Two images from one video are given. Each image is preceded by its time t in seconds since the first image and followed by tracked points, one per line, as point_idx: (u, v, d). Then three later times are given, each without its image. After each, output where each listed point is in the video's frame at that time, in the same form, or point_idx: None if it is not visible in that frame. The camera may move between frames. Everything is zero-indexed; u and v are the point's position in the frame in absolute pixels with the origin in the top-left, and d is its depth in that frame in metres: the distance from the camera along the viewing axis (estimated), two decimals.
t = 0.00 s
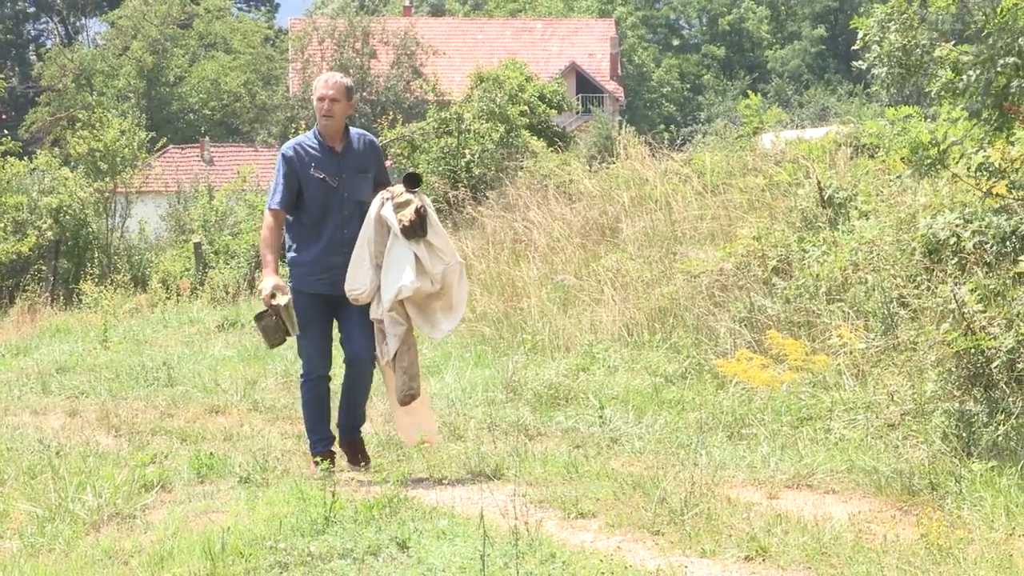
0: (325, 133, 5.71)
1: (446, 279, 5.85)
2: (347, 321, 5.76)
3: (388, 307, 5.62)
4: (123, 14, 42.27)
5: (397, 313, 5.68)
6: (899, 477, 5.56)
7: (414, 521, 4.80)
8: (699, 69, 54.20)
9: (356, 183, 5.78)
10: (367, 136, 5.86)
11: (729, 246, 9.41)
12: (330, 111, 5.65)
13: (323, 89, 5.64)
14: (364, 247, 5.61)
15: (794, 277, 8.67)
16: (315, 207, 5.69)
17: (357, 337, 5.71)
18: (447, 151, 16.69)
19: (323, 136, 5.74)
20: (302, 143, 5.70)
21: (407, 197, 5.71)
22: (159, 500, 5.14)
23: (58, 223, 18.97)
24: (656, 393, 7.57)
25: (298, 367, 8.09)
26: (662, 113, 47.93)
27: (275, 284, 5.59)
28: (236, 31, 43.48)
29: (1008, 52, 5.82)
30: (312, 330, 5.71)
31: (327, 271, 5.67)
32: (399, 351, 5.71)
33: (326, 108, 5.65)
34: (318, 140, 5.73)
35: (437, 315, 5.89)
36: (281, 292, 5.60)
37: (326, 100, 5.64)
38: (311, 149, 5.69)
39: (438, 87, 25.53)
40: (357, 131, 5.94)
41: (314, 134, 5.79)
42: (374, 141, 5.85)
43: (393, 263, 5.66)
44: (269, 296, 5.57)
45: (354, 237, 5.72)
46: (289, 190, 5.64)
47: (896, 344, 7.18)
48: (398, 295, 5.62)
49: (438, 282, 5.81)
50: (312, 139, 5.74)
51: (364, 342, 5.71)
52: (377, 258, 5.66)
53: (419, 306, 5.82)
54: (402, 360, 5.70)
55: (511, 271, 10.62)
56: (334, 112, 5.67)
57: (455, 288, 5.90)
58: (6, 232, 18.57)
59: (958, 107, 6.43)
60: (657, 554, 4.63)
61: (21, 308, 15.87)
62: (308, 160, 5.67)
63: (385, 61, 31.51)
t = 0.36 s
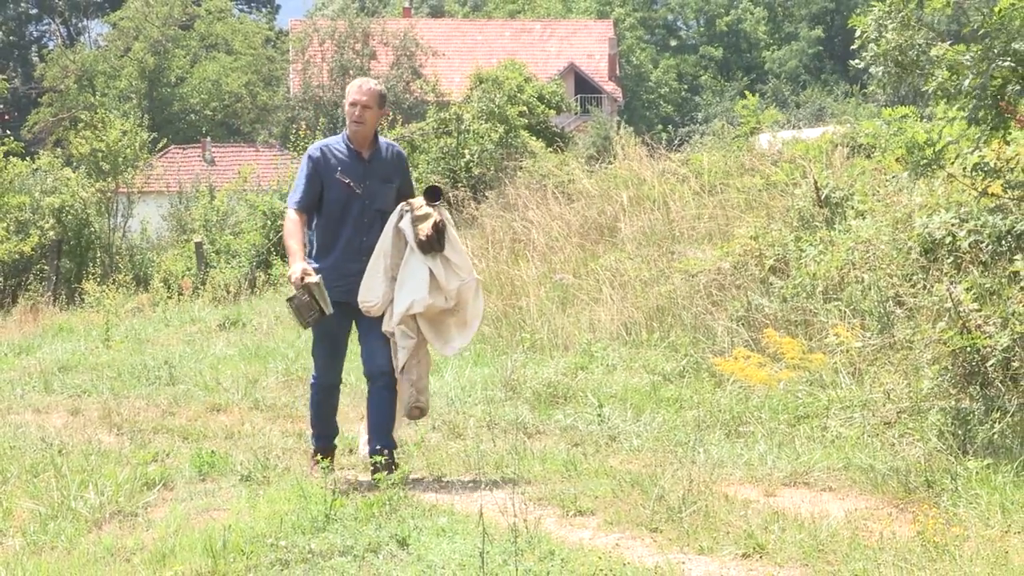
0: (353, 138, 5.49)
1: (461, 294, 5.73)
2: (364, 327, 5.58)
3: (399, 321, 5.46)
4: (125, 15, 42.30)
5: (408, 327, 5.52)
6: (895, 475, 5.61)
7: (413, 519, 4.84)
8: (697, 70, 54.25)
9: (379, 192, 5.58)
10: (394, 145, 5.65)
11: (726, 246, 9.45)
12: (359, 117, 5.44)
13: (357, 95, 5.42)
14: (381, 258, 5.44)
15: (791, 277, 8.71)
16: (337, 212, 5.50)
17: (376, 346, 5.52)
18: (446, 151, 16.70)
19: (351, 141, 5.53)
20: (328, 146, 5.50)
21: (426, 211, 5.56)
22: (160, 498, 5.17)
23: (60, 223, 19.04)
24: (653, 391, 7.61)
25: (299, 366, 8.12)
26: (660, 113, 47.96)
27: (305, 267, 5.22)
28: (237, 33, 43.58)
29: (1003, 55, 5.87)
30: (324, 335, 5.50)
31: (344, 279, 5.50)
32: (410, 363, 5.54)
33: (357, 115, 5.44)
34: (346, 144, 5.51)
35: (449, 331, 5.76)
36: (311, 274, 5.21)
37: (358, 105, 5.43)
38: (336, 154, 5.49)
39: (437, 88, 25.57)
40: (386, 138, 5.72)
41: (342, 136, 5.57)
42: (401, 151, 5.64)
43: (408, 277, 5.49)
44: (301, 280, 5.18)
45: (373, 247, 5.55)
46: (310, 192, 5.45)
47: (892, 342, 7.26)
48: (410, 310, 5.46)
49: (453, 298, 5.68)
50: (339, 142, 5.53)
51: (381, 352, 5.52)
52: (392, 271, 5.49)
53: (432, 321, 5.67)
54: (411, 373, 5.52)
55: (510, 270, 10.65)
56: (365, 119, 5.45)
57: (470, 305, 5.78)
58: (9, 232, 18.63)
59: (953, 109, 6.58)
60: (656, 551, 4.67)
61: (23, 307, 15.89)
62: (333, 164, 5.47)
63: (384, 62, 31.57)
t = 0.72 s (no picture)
0: (382, 131, 5.44)
1: (488, 292, 5.53)
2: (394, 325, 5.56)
3: (425, 319, 5.32)
4: (120, 17, 42.36)
5: (432, 325, 5.38)
6: (885, 474, 5.66)
7: (408, 517, 4.88)
8: (690, 71, 54.31)
9: (409, 185, 5.53)
10: (423, 139, 5.62)
11: (718, 246, 9.51)
12: (394, 113, 5.38)
13: (389, 89, 5.36)
14: (409, 253, 5.33)
15: (782, 277, 8.76)
16: (366, 205, 5.43)
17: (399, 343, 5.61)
18: (440, 153, 16.73)
19: (379, 134, 5.48)
20: (358, 138, 5.44)
21: (455, 208, 5.42)
22: (156, 497, 5.21)
23: (57, 225, 18.95)
24: (646, 390, 7.66)
25: (295, 367, 8.14)
26: (652, 113, 48.00)
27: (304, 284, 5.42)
28: (232, 35, 43.60)
29: (992, 54, 5.92)
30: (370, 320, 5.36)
31: (377, 271, 5.44)
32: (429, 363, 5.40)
33: (390, 109, 5.37)
34: (374, 137, 5.46)
35: (475, 331, 5.57)
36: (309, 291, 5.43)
37: (393, 101, 5.36)
38: (367, 147, 5.43)
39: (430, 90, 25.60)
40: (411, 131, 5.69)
41: (370, 129, 5.52)
42: (430, 144, 5.61)
43: (435, 273, 5.34)
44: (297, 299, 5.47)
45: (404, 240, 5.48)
46: (341, 185, 5.39)
47: (883, 342, 7.31)
48: (436, 308, 5.31)
49: (480, 296, 5.49)
50: (368, 135, 5.47)
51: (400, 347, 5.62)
52: (419, 267, 5.36)
53: (458, 319, 5.50)
54: (428, 372, 5.38)
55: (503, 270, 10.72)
56: (399, 116, 5.40)
57: (496, 303, 5.57)
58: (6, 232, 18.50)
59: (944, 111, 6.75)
60: (648, 549, 4.72)
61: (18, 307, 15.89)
62: (364, 157, 5.41)
63: (379, 64, 31.54)
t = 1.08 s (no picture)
0: (394, 151, 5.26)
1: (512, 308, 5.35)
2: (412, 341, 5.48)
3: (450, 341, 5.18)
4: (111, 18, 42.35)
5: (459, 346, 5.24)
6: (871, 473, 5.72)
7: (396, 516, 4.92)
8: (677, 73, 54.41)
9: (423, 201, 5.37)
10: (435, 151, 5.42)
11: (705, 246, 9.58)
12: (404, 134, 5.17)
13: (396, 110, 5.16)
14: (429, 275, 5.19)
15: (768, 277, 8.83)
16: (381, 226, 5.31)
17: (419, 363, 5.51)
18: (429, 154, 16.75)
19: (391, 152, 5.30)
20: (367, 158, 5.26)
21: (474, 226, 5.25)
22: (146, 496, 5.24)
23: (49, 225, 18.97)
24: (633, 389, 7.71)
25: (285, 366, 8.16)
26: (639, 115, 48.07)
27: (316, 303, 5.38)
28: (222, 36, 43.58)
29: (977, 54, 5.96)
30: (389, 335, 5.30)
31: (396, 290, 5.34)
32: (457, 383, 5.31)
33: (402, 131, 5.18)
34: (385, 156, 5.28)
35: (502, 348, 5.40)
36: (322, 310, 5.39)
37: (400, 123, 5.14)
38: (378, 167, 5.26)
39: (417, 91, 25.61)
40: (424, 142, 5.51)
41: (381, 146, 5.34)
42: (442, 155, 5.43)
43: (458, 295, 5.19)
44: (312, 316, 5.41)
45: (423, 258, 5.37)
46: (353, 209, 5.26)
47: (868, 341, 7.38)
48: (461, 331, 5.17)
49: (504, 313, 5.31)
50: (379, 154, 5.30)
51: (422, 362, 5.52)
52: (442, 287, 5.23)
53: (484, 338, 5.34)
54: (457, 392, 5.29)
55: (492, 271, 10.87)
56: (408, 136, 5.19)
57: (521, 317, 5.38)
58: None
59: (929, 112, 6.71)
60: (635, 547, 4.77)
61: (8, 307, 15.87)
62: (375, 178, 5.25)
63: (368, 65, 31.53)
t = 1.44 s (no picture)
0: (402, 145, 5.30)
1: (523, 300, 5.41)
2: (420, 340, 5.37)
3: (467, 331, 5.21)
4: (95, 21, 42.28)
5: (475, 336, 5.26)
6: (849, 472, 5.79)
7: (378, 515, 4.97)
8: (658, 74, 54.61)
9: (430, 198, 5.38)
10: (442, 148, 5.45)
11: (684, 247, 9.68)
12: (414, 126, 5.21)
13: (406, 101, 5.19)
14: (442, 266, 5.23)
15: (747, 277, 8.92)
16: (388, 221, 5.31)
17: (434, 359, 5.31)
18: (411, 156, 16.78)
19: (398, 146, 5.34)
20: (375, 154, 5.30)
21: (485, 216, 5.31)
22: (130, 495, 5.27)
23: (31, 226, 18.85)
24: (613, 390, 7.78)
25: (268, 367, 8.19)
26: (619, 117, 48.19)
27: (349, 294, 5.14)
28: (205, 40, 43.63)
29: (956, 57, 5.98)
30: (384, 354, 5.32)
31: (398, 287, 5.29)
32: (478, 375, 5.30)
33: (413, 124, 5.21)
34: (393, 150, 5.33)
35: (513, 340, 5.46)
36: (355, 302, 5.15)
37: (409, 114, 5.18)
38: (385, 162, 5.29)
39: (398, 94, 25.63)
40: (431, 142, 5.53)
41: (388, 142, 5.38)
42: (449, 153, 5.44)
43: (471, 284, 5.25)
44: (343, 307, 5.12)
45: (429, 255, 5.35)
46: (360, 204, 5.26)
47: (845, 342, 7.46)
48: (476, 319, 5.21)
49: (517, 303, 5.37)
50: (386, 148, 5.34)
51: (441, 363, 5.32)
52: (454, 279, 5.27)
53: (496, 329, 5.39)
54: (480, 386, 5.27)
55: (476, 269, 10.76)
56: (417, 128, 5.22)
57: (532, 311, 5.46)
58: None
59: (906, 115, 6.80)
60: (615, 546, 4.83)
61: None
62: (381, 172, 5.27)
63: (350, 68, 31.54)
